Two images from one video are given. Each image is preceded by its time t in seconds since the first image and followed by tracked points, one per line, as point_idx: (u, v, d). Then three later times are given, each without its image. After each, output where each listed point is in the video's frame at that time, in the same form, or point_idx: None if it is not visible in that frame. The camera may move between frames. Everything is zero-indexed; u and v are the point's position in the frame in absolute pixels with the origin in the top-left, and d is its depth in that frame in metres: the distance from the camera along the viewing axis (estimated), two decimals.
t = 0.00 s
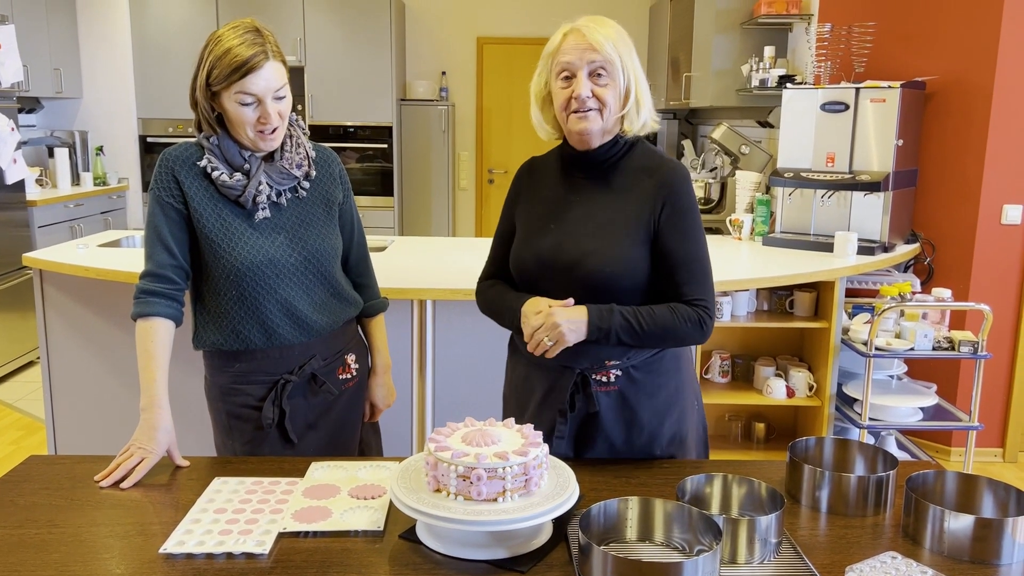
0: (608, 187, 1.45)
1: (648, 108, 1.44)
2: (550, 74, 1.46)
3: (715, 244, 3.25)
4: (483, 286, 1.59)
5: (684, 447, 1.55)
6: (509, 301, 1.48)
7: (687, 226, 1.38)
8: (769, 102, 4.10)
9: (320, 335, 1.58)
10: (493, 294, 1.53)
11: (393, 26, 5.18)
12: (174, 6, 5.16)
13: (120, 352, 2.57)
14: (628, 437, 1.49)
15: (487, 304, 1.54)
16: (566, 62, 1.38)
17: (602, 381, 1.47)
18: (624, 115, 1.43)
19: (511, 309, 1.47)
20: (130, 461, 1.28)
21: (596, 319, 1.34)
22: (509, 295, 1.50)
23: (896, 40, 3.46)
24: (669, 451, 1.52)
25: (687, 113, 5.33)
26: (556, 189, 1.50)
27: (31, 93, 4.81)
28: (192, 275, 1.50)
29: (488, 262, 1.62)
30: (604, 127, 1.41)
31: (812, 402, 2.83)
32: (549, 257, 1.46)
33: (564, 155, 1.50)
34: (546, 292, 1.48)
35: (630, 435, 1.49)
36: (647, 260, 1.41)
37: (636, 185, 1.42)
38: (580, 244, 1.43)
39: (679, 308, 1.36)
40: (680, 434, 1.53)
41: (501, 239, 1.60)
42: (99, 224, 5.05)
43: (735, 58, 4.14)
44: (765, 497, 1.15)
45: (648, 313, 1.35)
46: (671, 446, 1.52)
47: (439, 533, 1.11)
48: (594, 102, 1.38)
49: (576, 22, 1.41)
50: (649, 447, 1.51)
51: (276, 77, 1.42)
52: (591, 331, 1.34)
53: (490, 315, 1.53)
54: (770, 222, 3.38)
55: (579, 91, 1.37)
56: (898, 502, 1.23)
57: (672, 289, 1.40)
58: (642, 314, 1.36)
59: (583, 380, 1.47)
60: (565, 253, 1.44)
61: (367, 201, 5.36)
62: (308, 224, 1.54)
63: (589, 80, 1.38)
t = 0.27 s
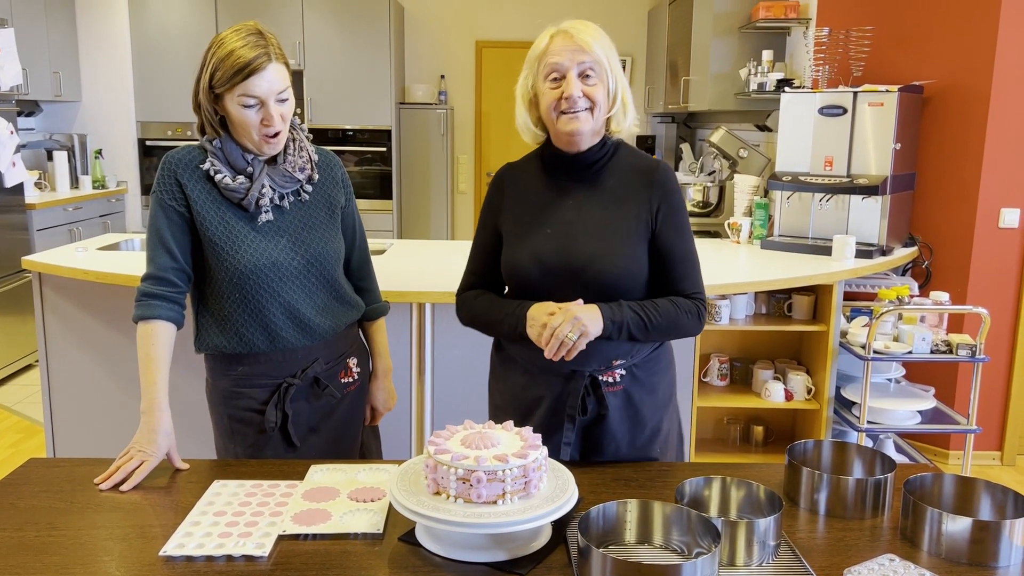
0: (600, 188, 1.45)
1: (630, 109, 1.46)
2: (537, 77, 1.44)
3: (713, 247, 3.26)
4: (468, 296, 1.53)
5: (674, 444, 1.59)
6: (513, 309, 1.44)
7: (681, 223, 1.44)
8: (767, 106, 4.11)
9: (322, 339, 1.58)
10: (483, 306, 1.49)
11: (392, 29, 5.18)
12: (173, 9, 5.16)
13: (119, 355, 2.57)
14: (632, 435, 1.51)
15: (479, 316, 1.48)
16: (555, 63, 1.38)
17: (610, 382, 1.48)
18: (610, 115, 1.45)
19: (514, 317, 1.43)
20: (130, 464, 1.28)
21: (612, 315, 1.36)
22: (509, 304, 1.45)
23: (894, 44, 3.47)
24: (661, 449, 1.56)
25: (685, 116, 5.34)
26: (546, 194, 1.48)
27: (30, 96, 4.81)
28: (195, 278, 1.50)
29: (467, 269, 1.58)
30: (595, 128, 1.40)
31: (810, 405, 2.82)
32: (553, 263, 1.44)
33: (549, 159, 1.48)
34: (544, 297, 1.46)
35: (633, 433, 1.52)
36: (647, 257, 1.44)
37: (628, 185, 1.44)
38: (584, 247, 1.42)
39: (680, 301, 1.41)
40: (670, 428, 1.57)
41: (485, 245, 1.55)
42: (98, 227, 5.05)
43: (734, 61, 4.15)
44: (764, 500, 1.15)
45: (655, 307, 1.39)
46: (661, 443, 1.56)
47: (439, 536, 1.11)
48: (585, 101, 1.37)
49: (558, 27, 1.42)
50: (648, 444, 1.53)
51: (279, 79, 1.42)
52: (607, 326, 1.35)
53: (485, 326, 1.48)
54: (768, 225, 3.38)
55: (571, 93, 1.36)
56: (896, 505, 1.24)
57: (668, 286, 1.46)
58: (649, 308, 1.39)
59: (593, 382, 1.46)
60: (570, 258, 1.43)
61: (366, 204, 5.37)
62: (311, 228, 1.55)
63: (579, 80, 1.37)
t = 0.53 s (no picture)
0: (596, 190, 1.45)
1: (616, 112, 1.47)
2: (526, 84, 1.42)
3: (712, 251, 3.26)
4: (464, 309, 1.48)
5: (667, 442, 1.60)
6: (525, 318, 1.40)
7: (671, 220, 1.47)
8: (766, 110, 4.12)
9: (324, 342, 1.58)
10: (483, 317, 1.44)
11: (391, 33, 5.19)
12: (173, 12, 5.16)
13: (119, 358, 2.57)
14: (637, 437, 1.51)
15: (480, 330, 1.44)
16: (548, 71, 1.38)
17: (621, 383, 1.48)
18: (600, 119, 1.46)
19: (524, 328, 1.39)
20: (131, 467, 1.28)
21: (626, 321, 1.36)
22: (513, 316, 1.42)
23: (892, 48, 3.48)
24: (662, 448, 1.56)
25: (684, 120, 5.35)
26: (542, 200, 1.46)
27: (30, 99, 4.82)
28: (197, 280, 1.50)
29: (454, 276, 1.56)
30: (589, 134, 1.41)
31: (810, 408, 2.83)
32: (559, 269, 1.42)
33: (541, 165, 1.46)
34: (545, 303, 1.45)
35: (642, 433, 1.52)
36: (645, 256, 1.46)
37: (622, 186, 1.45)
38: (588, 251, 1.42)
39: (677, 299, 1.45)
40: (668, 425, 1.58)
41: (477, 254, 1.51)
42: (98, 230, 5.06)
43: (733, 65, 4.16)
44: (764, 502, 1.15)
45: (661, 308, 1.41)
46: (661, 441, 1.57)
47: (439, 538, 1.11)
48: (579, 108, 1.38)
49: (545, 33, 1.42)
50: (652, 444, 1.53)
51: (283, 82, 1.43)
52: (623, 332, 1.36)
53: (488, 340, 1.43)
54: (767, 229, 3.39)
55: (566, 103, 1.36)
56: (896, 508, 1.24)
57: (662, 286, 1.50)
58: (656, 310, 1.41)
59: (609, 385, 1.46)
60: (575, 262, 1.42)
61: (366, 208, 5.38)
62: (314, 231, 1.55)
63: (573, 87, 1.38)
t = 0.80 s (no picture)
0: (601, 191, 1.46)
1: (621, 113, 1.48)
2: (532, 83, 1.43)
3: (712, 253, 3.26)
4: (471, 312, 1.48)
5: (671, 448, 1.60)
6: (532, 321, 1.40)
7: (677, 221, 1.48)
8: (766, 113, 4.12)
9: (325, 345, 1.58)
10: (490, 320, 1.44)
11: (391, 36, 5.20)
12: (173, 15, 5.16)
13: (119, 361, 2.57)
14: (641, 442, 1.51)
15: (488, 332, 1.44)
16: (554, 70, 1.38)
17: (629, 386, 1.48)
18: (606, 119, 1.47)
19: (533, 329, 1.39)
20: (132, 470, 1.28)
21: (637, 319, 1.37)
22: (522, 317, 1.41)
23: (892, 51, 3.49)
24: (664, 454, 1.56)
25: (684, 123, 5.35)
26: (549, 201, 1.46)
27: (30, 102, 4.82)
28: (198, 283, 1.50)
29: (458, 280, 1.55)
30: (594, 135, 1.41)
31: (810, 410, 2.84)
32: (569, 269, 1.42)
33: (548, 166, 1.47)
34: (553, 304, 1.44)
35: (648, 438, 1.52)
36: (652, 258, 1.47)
37: (628, 187, 1.46)
38: (597, 251, 1.42)
39: (686, 301, 1.46)
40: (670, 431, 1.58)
41: (482, 257, 1.50)
42: (98, 233, 5.06)
43: (733, 68, 4.16)
44: (765, 505, 1.15)
45: (669, 308, 1.42)
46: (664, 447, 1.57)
47: (440, 540, 1.11)
48: (586, 108, 1.38)
49: (551, 33, 1.43)
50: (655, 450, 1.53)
51: (284, 86, 1.43)
52: (633, 329, 1.36)
53: (496, 343, 1.43)
54: (767, 232, 3.39)
55: (572, 102, 1.37)
56: (896, 511, 1.24)
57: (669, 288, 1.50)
58: (665, 309, 1.41)
59: (619, 388, 1.46)
60: (583, 262, 1.42)
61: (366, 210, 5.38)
62: (315, 233, 1.55)
63: (579, 86, 1.38)
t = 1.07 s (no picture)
0: (603, 193, 1.46)
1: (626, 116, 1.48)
2: (536, 86, 1.43)
3: (712, 256, 3.27)
4: (474, 314, 1.48)
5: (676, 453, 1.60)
6: (534, 322, 1.40)
7: (681, 223, 1.48)
8: (765, 115, 4.13)
9: (325, 347, 1.58)
10: (493, 321, 1.44)
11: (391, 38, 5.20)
12: (173, 18, 5.16)
13: (119, 363, 2.57)
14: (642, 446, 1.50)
15: (490, 334, 1.44)
16: (558, 73, 1.38)
17: (633, 389, 1.48)
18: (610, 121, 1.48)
19: (536, 331, 1.39)
20: (132, 472, 1.28)
21: (640, 323, 1.37)
22: (524, 319, 1.42)
23: (892, 53, 3.49)
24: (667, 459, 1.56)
25: (683, 125, 5.36)
26: (551, 203, 1.46)
27: (30, 105, 4.83)
28: (199, 286, 1.50)
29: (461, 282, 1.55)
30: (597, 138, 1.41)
31: (810, 413, 2.83)
32: (571, 272, 1.42)
33: (552, 168, 1.47)
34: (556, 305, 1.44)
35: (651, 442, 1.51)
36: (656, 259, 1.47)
37: (631, 189, 1.46)
38: (600, 253, 1.42)
39: (692, 304, 1.45)
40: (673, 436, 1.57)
41: (485, 259, 1.50)
42: (97, 235, 5.06)
43: (732, 71, 4.17)
44: (766, 507, 1.15)
45: (673, 311, 1.42)
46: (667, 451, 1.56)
47: (441, 543, 1.11)
48: (589, 111, 1.38)
49: (555, 36, 1.43)
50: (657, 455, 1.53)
51: (284, 88, 1.43)
52: (636, 333, 1.36)
53: (499, 345, 1.43)
54: (767, 234, 3.39)
55: (576, 105, 1.37)
56: (896, 513, 1.24)
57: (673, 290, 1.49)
58: (670, 312, 1.41)
59: (622, 391, 1.46)
60: (586, 264, 1.42)
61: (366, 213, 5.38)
62: (316, 235, 1.55)
63: (583, 89, 1.38)
